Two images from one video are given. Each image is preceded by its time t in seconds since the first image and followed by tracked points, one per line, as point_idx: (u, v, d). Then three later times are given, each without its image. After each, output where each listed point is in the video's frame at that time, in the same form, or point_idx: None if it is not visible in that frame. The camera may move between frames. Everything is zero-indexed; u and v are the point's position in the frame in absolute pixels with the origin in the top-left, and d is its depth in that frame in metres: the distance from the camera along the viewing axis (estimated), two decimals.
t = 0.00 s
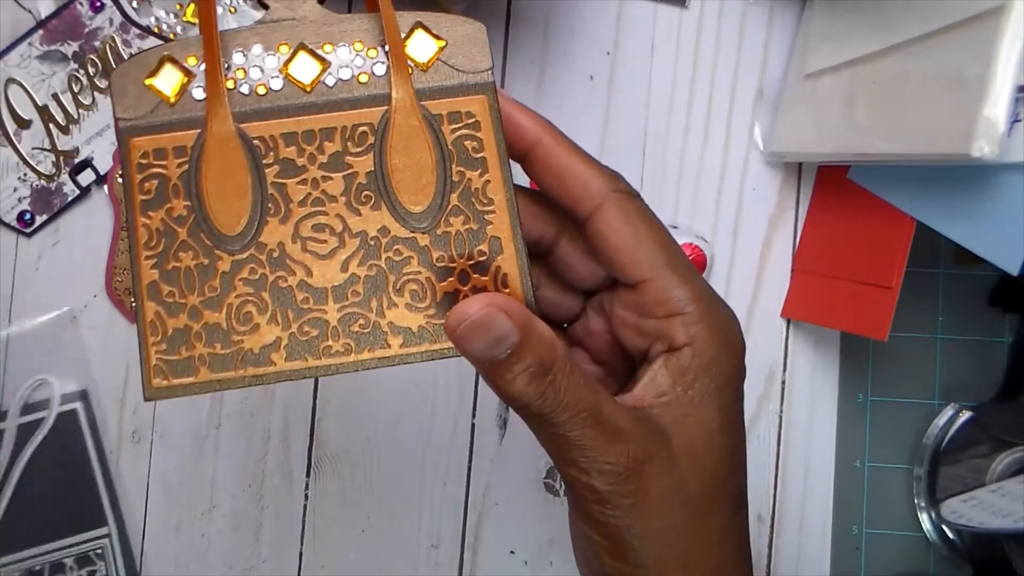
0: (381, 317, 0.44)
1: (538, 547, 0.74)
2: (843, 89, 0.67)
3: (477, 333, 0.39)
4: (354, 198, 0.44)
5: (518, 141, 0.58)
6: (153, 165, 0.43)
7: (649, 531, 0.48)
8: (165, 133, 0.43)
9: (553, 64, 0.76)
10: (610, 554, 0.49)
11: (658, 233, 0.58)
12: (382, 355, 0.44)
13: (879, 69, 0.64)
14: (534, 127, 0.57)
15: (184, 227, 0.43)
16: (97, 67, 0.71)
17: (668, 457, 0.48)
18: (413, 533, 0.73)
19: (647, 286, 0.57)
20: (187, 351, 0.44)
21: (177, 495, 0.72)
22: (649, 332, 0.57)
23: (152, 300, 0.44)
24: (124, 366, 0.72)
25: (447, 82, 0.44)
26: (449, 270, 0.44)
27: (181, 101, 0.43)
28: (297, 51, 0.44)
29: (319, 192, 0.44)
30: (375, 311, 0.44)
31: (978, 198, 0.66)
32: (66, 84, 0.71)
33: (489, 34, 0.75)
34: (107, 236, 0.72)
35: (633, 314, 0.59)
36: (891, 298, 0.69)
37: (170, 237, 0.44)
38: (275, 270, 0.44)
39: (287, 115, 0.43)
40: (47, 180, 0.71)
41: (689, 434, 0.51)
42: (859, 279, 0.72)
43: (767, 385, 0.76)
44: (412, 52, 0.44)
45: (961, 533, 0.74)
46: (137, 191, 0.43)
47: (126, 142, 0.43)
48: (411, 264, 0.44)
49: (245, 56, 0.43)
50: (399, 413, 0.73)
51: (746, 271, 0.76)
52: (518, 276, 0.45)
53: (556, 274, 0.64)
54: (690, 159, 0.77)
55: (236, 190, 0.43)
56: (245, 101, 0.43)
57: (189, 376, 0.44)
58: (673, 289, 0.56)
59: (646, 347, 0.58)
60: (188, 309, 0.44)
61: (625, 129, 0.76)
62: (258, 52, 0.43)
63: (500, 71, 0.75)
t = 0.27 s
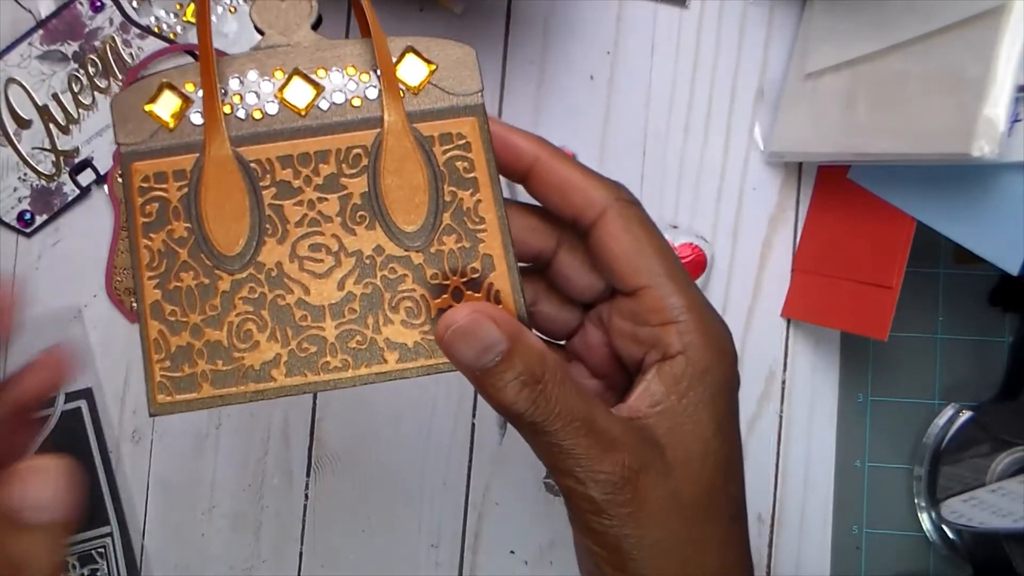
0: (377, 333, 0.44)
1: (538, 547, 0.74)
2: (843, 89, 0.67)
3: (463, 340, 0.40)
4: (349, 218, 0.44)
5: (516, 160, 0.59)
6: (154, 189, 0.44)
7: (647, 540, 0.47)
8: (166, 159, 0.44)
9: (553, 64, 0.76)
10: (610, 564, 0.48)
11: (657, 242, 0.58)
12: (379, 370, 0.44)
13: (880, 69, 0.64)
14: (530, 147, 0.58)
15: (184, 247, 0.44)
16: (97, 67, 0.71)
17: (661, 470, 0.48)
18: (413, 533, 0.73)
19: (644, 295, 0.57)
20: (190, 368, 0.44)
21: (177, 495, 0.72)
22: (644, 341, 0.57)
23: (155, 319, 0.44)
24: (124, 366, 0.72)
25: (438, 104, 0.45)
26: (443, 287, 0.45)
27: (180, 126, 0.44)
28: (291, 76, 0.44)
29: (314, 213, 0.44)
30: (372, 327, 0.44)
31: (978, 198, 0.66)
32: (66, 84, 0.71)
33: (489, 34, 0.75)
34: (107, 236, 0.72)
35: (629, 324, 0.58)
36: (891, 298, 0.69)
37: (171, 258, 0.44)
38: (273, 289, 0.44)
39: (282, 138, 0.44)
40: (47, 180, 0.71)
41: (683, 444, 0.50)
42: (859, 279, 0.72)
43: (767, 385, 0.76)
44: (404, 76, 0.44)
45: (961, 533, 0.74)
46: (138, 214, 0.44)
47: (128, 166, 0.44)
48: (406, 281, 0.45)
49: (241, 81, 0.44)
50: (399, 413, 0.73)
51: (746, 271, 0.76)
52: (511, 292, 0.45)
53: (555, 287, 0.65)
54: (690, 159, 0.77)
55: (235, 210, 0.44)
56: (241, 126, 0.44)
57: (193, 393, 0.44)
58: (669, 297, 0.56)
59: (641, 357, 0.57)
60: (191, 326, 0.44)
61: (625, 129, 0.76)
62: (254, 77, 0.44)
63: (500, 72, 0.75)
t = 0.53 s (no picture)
0: (379, 343, 0.45)
1: (538, 547, 0.74)
2: (843, 90, 0.67)
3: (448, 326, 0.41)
4: (347, 233, 0.44)
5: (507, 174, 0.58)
6: (158, 212, 0.44)
7: (643, 541, 0.45)
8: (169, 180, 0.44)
9: (553, 64, 0.76)
10: (609, 568, 0.46)
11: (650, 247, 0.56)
12: (382, 380, 0.45)
13: (879, 69, 0.64)
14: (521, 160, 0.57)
15: (189, 268, 0.44)
16: (97, 67, 0.71)
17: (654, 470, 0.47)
18: (413, 533, 0.73)
19: (636, 296, 0.55)
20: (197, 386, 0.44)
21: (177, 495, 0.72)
22: (638, 342, 0.56)
23: (162, 338, 0.44)
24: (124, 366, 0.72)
25: (431, 119, 0.45)
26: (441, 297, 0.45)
27: (181, 149, 0.44)
28: (287, 98, 0.44)
29: (313, 229, 0.44)
30: (373, 338, 0.45)
31: (979, 198, 0.66)
32: (66, 84, 0.71)
33: (489, 34, 0.75)
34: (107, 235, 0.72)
35: (622, 326, 0.57)
36: (891, 298, 0.69)
37: (176, 278, 0.44)
38: (276, 304, 0.44)
39: (279, 157, 0.44)
40: (47, 180, 0.71)
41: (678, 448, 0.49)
42: (860, 279, 0.72)
43: (767, 385, 0.76)
44: (396, 94, 0.45)
45: (961, 533, 0.74)
46: (142, 236, 0.44)
47: (132, 190, 0.44)
48: (404, 293, 0.45)
49: (239, 104, 0.44)
50: (399, 413, 0.73)
51: (747, 272, 0.76)
52: (507, 300, 0.45)
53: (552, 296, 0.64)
54: (690, 159, 0.77)
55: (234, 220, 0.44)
56: (240, 147, 0.44)
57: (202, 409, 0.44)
58: (661, 297, 0.55)
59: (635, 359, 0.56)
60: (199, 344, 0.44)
61: (625, 130, 0.76)
62: (251, 100, 0.44)
63: (500, 72, 0.75)
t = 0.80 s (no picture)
0: (337, 395, 0.43)
1: (538, 547, 0.74)
2: (843, 89, 0.67)
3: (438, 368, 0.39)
4: (316, 281, 0.43)
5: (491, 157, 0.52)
6: (131, 244, 0.43)
7: (672, 548, 0.44)
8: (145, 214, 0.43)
9: (553, 64, 0.76)
10: None
11: (643, 246, 0.51)
12: (336, 433, 0.43)
13: (879, 69, 0.64)
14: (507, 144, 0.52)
15: (156, 302, 0.43)
16: (97, 67, 0.71)
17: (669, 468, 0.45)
18: (414, 533, 0.73)
19: (633, 299, 0.51)
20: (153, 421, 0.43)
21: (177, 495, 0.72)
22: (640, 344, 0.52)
23: (123, 370, 0.43)
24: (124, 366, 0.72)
25: (409, 176, 0.44)
26: (404, 353, 0.44)
27: (160, 185, 0.43)
28: (269, 143, 0.43)
29: (283, 274, 0.43)
30: (332, 389, 0.43)
31: (978, 197, 0.66)
32: (66, 84, 0.71)
33: (489, 34, 0.75)
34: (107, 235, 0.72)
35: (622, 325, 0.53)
36: (891, 298, 0.69)
37: (143, 312, 0.43)
38: (239, 346, 0.43)
39: (252, 204, 0.43)
40: (47, 180, 0.71)
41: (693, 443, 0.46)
42: (859, 279, 0.72)
43: (767, 385, 0.76)
44: (376, 147, 0.44)
45: (961, 533, 0.74)
46: (113, 267, 0.43)
47: (108, 222, 0.43)
48: (366, 346, 0.43)
49: (221, 146, 0.43)
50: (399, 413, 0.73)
51: (746, 271, 0.77)
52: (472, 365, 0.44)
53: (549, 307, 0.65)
54: (690, 159, 0.77)
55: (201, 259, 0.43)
56: (218, 189, 0.43)
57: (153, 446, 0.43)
58: (662, 299, 0.50)
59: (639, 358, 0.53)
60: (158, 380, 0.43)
61: (625, 130, 0.76)
62: (233, 143, 0.43)
63: (500, 73, 0.75)
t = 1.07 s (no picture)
0: (320, 394, 0.42)
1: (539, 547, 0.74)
2: (843, 90, 0.67)
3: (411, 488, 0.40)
4: (302, 273, 0.42)
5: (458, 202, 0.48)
6: (118, 230, 0.43)
7: None
8: (135, 200, 0.43)
9: (553, 64, 0.76)
10: None
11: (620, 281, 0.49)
12: (320, 433, 0.42)
13: (879, 69, 0.64)
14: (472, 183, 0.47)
15: (140, 289, 0.43)
16: (97, 67, 0.71)
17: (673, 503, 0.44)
18: (414, 532, 0.73)
19: (614, 336, 0.48)
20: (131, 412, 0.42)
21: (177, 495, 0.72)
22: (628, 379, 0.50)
23: (105, 358, 0.43)
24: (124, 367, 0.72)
25: (400, 170, 0.42)
26: (391, 353, 0.42)
27: (150, 170, 0.43)
28: (260, 131, 0.43)
29: (270, 266, 0.42)
30: (315, 387, 0.42)
31: (979, 197, 0.65)
32: (66, 84, 0.71)
33: (488, 35, 0.75)
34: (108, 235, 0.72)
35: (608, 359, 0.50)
36: (891, 298, 0.69)
37: (126, 299, 0.43)
38: (222, 339, 0.42)
39: (242, 192, 0.42)
40: (47, 180, 0.71)
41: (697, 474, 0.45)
42: (861, 279, 0.71)
43: (767, 385, 0.76)
44: (368, 137, 0.42)
45: (961, 533, 0.74)
46: (100, 253, 0.43)
47: (97, 207, 0.43)
48: (352, 343, 0.42)
49: (212, 133, 0.43)
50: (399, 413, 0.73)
51: (747, 271, 0.77)
52: (459, 366, 0.42)
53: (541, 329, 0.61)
54: (690, 159, 0.77)
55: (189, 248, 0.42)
56: (207, 176, 0.42)
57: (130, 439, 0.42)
58: (645, 332, 0.48)
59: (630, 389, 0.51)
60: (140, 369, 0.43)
61: (625, 130, 0.76)
62: (224, 131, 0.43)
63: (500, 73, 0.75)
